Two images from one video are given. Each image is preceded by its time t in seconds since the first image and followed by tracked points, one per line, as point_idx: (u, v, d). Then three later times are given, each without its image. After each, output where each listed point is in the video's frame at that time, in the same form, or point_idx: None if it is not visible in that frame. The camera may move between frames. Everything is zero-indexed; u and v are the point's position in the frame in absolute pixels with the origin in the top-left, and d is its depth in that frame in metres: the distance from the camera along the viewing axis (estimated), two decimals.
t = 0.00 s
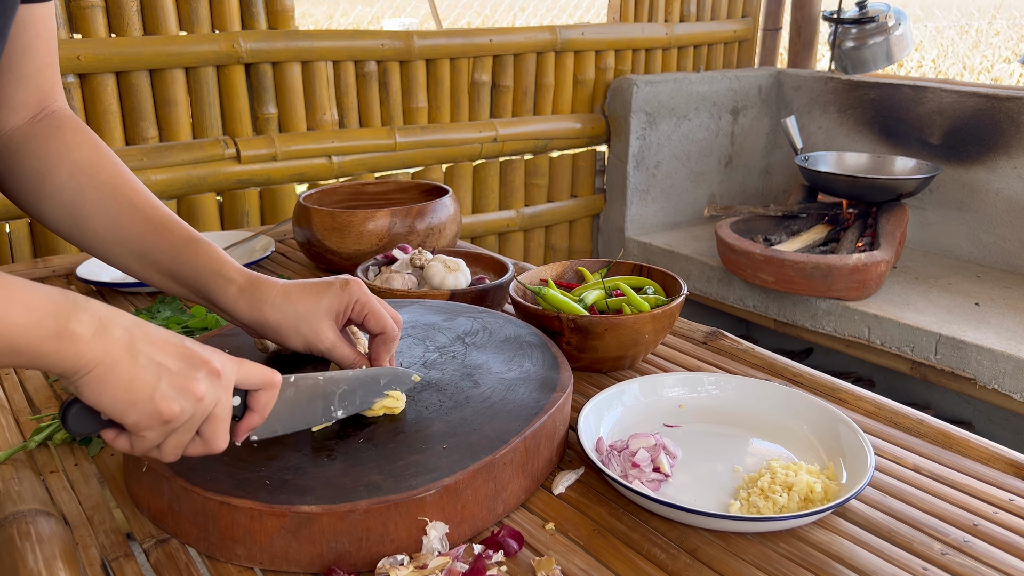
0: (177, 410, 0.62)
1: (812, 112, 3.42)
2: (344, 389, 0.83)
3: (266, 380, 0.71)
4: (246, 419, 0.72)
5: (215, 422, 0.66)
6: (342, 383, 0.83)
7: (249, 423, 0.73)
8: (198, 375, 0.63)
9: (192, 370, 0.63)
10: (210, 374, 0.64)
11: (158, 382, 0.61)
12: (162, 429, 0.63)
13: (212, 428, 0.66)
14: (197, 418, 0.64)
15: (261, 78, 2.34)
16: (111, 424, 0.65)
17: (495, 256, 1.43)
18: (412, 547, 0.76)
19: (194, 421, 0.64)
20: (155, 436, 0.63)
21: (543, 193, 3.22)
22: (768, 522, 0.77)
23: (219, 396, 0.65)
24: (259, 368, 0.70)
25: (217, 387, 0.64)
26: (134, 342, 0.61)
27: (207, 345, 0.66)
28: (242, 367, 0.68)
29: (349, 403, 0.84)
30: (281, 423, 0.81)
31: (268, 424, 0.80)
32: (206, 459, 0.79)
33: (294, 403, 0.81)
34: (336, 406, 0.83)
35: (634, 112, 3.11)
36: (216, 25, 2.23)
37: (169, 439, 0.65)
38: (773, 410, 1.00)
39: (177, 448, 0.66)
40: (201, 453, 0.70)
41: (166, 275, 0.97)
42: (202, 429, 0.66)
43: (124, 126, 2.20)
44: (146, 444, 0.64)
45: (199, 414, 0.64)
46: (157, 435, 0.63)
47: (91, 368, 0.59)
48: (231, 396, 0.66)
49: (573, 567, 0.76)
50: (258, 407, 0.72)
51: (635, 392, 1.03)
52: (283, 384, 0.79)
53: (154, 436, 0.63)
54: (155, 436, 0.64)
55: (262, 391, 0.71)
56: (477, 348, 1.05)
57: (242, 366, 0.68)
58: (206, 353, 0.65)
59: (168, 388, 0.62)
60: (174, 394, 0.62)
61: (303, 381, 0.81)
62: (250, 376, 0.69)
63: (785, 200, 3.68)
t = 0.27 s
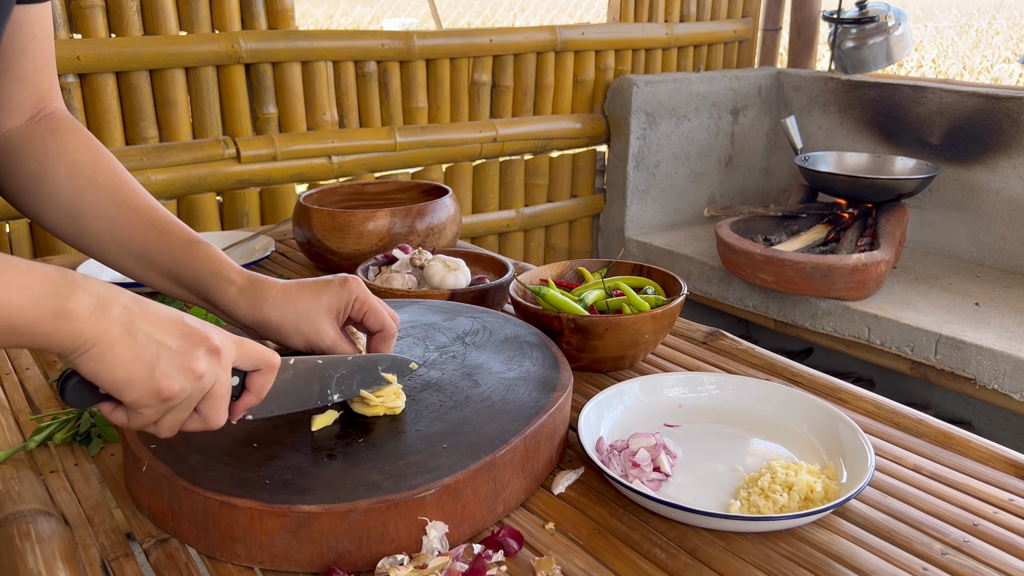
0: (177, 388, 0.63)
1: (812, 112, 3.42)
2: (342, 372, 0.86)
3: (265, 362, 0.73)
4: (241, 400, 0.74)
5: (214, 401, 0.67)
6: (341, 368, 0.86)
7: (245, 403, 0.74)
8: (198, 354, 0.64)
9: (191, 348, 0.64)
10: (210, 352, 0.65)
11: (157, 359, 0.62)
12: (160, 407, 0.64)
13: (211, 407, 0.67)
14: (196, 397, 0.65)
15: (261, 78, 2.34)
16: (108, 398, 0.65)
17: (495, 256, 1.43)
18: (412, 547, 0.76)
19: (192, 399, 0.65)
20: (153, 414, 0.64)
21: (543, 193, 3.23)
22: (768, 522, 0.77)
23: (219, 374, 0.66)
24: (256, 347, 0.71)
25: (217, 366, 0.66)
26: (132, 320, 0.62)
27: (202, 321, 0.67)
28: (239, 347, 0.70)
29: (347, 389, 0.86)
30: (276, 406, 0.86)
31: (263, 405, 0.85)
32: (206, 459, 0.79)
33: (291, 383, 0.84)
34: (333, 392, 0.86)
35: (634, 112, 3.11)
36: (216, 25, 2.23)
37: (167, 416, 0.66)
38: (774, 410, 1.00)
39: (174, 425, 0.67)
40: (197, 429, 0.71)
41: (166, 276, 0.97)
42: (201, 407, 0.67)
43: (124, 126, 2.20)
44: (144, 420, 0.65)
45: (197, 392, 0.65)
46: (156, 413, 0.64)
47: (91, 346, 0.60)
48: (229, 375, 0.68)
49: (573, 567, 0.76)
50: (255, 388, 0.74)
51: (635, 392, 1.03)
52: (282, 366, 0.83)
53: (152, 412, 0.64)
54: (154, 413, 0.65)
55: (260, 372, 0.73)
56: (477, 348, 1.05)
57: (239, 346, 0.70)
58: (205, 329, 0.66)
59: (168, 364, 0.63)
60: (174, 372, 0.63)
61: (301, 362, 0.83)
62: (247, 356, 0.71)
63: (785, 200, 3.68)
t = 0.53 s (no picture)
0: (209, 401, 0.63)
1: (812, 112, 3.42)
2: (361, 382, 0.85)
3: (291, 373, 0.72)
4: (268, 410, 0.74)
5: (243, 414, 0.67)
6: (361, 377, 0.85)
7: (269, 414, 0.73)
8: (229, 367, 0.64)
9: (222, 362, 0.64)
10: (239, 366, 0.65)
11: (190, 374, 0.62)
12: (193, 420, 0.64)
13: (240, 419, 0.67)
14: (227, 409, 0.65)
15: (261, 78, 2.34)
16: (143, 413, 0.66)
17: (495, 256, 1.43)
18: (412, 547, 0.76)
19: (223, 412, 0.65)
20: (186, 427, 0.65)
21: (543, 192, 3.22)
22: (768, 522, 0.77)
23: (248, 387, 0.66)
24: (283, 360, 0.71)
25: (247, 378, 0.66)
26: (165, 336, 0.62)
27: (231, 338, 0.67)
28: (266, 360, 0.70)
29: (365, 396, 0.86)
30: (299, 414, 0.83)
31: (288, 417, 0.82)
32: (206, 459, 0.79)
33: (313, 394, 0.83)
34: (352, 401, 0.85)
35: (634, 112, 3.11)
36: (216, 26, 2.23)
37: (198, 430, 0.66)
38: (773, 410, 1.00)
39: (205, 438, 0.67)
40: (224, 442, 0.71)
41: (166, 276, 0.97)
42: (231, 420, 0.68)
43: (124, 126, 2.20)
44: (177, 433, 0.66)
45: (228, 405, 0.65)
46: (188, 426, 0.65)
47: (126, 362, 0.60)
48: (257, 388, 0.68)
49: (573, 567, 0.76)
50: (280, 400, 0.73)
51: (635, 392, 1.03)
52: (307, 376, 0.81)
53: (185, 425, 0.64)
54: (187, 427, 0.65)
55: (285, 383, 0.73)
56: (477, 348, 1.05)
57: (265, 359, 0.70)
58: (234, 343, 0.66)
59: (200, 379, 0.63)
60: (206, 385, 0.63)
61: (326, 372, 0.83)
62: (274, 368, 0.71)
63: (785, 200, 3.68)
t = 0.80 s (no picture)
0: (213, 429, 0.64)
1: (812, 112, 3.42)
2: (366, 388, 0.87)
3: (298, 393, 0.72)
4: (274, 428, 0.74)
5: (248, 437, 0.67)
6: (366, 383, 0.87)
7: (276, 433, 0.74)
8: (234, 395, 0.65)
9: (227, 389, 0.65)
10: (244, 392, 0.65)
11: (196, 402, 0.63)
12: (199, 446, 0.65)
13: (245, 443, 0.67)
14: (232, 434, 0.66)
15: (261, 78, 2.34)
16: (151, 445, 0.66)
17: (495, 256, 1.43)
18: (412, 547, 0.76)
19: (229, 437, 0.66)
20: (193, 453, 0.65)
21: (543, 192, 3.23)
22: (768, 521, 0.77)
23: (253, 412, 0.66)
24: (291, 381, 0.71)
25: (251, 404, 0.66)
26: (172, 363, 0.63)
27: (240, 363, 0.67)
28: (273, 380, 0.69)
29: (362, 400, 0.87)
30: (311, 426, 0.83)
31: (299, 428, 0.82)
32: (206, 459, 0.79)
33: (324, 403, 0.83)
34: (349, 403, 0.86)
35: (634, 112, 3.11)
36: (216, 26, 2.23)
37: (205, 455, 0.67)
38: (773, 410, 1.00)
39: (213, 462, 0.68)
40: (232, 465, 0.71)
41: (165, 277, 0.97)
42: (237, 443, 0.68)
43: (124, 126, 2.20)
44: (184, 460, 0.66)
45: (234, 431, 0.65)
46: (194, 453, 0.65)
47: (134, 391, 0.61)
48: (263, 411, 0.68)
49: (573, 567, 0.76)
50: (286, 417, 0.73)
51: (635, 392, 1.03)
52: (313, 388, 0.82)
53: (192, 452, 0.65)
54: (193, 453, 0.65)
55: (292, 402, 0.72)
56: (477, 348, 1.05)
57: (274, 380, 0.70)
58: (242, 369, 0.66)
59: (205, 407, 0.63)
60: (210, 413, 0.64)
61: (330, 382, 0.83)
62: (281, 389, 0.70)
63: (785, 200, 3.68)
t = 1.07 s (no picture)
0: (177, 399, 0.63)
1: (812, 112, 3.42)
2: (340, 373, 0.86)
3: (264, 367, 0.72)
4: (241, 404, 0.74)
5: (214, 409, 0.67)
6: (340, 368, 0.86)
7: (245, 408, 0.74)
8: (198, 365, 0.64)
9: (191, 358, 0.64)
10: (209, 362, 0.65)
11: (158, 371, 0.63)
12: (162, 417, 0.65)
13: (210, 415, 0.68)
14: (196, 405, 0.66)
15: (261, 78, 2.34)
16: (109, 409, 0.66)
17: (494, 256, 1.43)
18: (412, 547, 0.76)
19: (192, 408, 0.66)
20: (154, 424, 0.65)
21: (543, 192, 3.22)
22: (768, 521, 0.77)
23: (218, 383, 0.66)
24: (256, 353, 0.71)
25: (217, 375, 0.66)
26: (132, 331, 0.62)
27: (204, 332, 0.67)
28: (239, 353, 0.70)
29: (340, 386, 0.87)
30: (276, 407, 0.85)
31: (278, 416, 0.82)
32: (206, 459, 0.79)
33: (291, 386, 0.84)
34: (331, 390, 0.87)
35: (634, 112, 3.11)
36: (216, 26, 2.23)
37: (168, 425, 0.67)
38: (774, 410, 1.00)
39: (175, 433, 0.68)
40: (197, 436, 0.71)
41: (164, 277, 0.97)
42: (202, 415, 0.68)
43: (124, 126, 2.20)
44: (145, 430, 0.66)
45: (197, 402, 0.65)
46: (157, 423, 0.65)
47: (92, 359, 0.61)
48: (229, 383, 0.68)
49: (573, 567, 0.76)
50: (253, 393, 0.74)
51: (635, 392, 1.03)
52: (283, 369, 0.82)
53: (154, 423, 0.65)
54: (154, 422, 0.65)
55: (258, 377, 0.73)
56: (477, 348, 1.05)
57: (239, 352, 0.70)
58: (205, 338, 0.66)
59: (167, 376, 0.63)
60: (173, 382, 0.63)
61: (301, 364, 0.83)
62: (247, 362, 0.70)
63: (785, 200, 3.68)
